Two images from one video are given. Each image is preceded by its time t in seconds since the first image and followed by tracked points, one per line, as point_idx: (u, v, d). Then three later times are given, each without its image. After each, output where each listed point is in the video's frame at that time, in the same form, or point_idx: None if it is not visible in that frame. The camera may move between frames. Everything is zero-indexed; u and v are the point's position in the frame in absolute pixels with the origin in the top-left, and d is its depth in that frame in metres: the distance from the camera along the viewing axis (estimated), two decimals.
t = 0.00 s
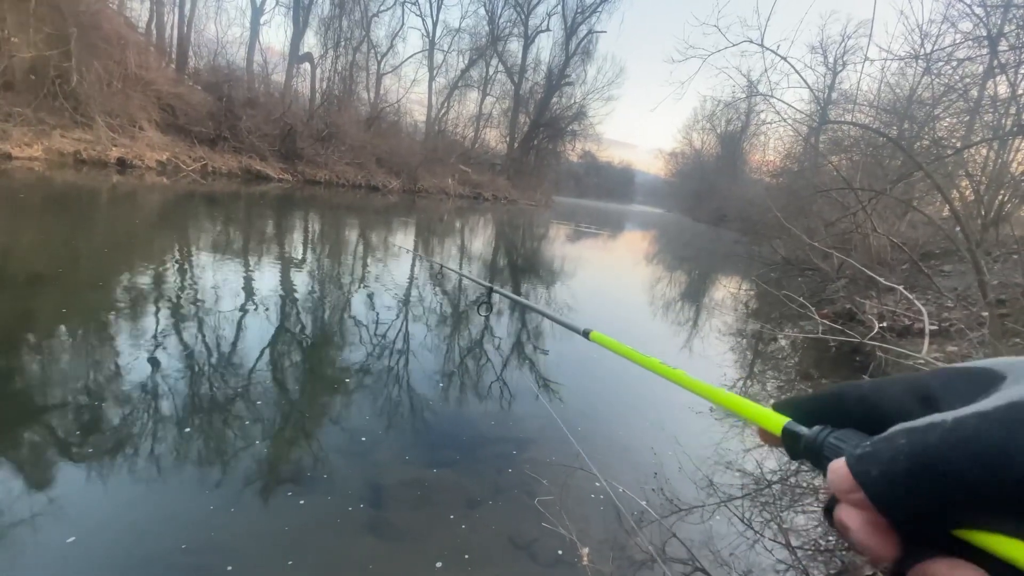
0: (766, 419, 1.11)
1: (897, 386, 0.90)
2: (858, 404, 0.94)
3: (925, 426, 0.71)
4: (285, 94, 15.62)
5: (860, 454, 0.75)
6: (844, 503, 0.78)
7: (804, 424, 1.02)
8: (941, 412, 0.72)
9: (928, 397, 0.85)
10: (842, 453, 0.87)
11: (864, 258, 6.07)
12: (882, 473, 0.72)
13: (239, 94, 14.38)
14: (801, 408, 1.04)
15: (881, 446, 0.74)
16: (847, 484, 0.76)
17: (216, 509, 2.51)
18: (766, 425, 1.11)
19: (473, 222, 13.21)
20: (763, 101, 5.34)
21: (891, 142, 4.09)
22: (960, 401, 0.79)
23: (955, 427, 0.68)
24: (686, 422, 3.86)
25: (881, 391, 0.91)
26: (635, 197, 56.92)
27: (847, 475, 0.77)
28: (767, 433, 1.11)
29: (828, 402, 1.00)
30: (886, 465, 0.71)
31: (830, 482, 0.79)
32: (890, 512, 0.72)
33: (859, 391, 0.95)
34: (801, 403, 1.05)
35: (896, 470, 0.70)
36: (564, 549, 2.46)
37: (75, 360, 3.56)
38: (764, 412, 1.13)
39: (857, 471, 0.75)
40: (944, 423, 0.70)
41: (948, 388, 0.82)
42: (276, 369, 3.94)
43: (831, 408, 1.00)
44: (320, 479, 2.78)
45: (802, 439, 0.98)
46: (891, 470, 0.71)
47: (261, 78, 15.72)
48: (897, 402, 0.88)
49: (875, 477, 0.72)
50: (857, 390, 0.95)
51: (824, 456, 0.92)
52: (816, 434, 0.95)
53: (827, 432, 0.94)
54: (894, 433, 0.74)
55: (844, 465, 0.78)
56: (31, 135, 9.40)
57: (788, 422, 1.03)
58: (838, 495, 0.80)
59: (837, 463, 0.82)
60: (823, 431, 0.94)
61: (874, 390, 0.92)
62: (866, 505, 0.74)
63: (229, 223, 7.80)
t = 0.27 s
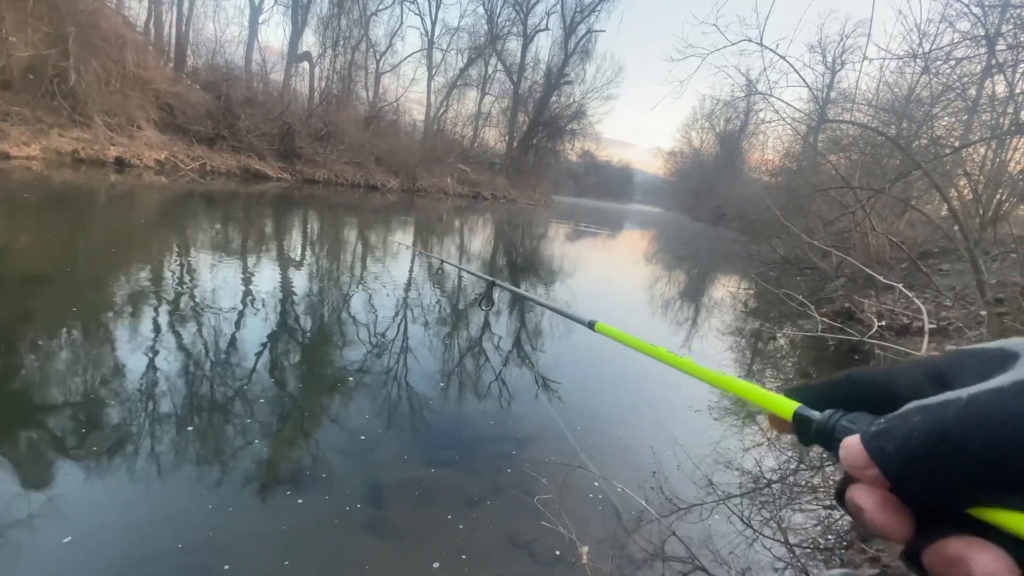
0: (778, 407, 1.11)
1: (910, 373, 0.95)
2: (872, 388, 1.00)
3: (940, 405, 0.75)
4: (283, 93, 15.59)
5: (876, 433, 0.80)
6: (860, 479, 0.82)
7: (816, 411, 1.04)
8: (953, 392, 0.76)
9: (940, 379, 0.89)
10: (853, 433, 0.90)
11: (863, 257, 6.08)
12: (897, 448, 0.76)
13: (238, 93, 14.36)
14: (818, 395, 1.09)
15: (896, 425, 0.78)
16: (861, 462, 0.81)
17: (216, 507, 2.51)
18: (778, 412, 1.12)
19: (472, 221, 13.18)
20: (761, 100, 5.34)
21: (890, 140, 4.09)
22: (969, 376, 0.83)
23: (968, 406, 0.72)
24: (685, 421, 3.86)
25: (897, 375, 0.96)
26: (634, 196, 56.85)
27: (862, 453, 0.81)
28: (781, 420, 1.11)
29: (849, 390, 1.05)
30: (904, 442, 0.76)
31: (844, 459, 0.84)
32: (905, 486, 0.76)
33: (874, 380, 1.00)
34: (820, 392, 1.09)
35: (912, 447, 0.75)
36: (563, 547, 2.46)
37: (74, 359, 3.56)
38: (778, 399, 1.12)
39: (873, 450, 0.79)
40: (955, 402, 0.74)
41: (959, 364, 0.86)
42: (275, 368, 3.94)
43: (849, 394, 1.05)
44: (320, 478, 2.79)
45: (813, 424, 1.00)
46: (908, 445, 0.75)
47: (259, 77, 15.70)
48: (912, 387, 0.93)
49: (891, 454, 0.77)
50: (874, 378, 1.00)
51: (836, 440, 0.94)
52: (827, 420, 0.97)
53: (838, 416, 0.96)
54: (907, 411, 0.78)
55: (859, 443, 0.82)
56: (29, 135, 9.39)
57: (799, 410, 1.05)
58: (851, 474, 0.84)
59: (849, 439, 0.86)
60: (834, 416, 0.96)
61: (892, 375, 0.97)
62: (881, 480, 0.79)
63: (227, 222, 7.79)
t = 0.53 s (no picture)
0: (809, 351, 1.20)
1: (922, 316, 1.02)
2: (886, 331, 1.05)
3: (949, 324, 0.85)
4: (282, 93, 15.58)
5: (890, 349, 0.89)
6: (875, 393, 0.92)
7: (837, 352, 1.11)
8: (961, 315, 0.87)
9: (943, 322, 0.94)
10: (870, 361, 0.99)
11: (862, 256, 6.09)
12: (907, 360, 0.86)
13: (236, 94, 14.34)
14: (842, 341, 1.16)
15: (909, 341, 0.88)
16: (879, 370, 0.90)
17: (214, 508, 2.51)
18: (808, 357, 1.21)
19: (471, 222, 13.17)
20: (760, 101, 5.36)
21: (888, 141, 4.09)
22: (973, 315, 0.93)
23: (974, 324, 0.82)
24: (684, 421, 3.86)
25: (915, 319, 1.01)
26: (634, 197, 56.86)
27: (880, 362, 0.90)
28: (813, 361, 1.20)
29: (866, 338, 1.10)
30: (914, 351, 0.86)
31: (862, 375, 0.93)
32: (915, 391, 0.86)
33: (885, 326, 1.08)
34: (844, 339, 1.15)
35: (917, 359, 0.85)
36: (563, 548, 2.46)
37: (72, 360, 3.55)
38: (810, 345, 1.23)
39: (887, 361, 0.89)
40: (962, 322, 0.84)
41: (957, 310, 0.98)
42: (274, 369, 3.94)
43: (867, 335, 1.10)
44: (319, 478, 2.78)
45: (835, 362, 1.07)
46: (919, 359, 0.85)
47: (258, 77, 15.68)
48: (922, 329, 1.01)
49: (899, 364, 0.87)
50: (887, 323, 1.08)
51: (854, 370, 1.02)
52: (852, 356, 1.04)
53: (858, 355, 1.02)
54: (916, 338, 0.87)
55: (877, 353, 0.92)
56: (26, 135, 9.38)
57: (824, 352, 1.12)
58: (867, 391, 0.93)
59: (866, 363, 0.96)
60: (854, 354, 1.03)
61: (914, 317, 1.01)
62: (892, 387, 0.88)
63: (227, 223, 7.78)
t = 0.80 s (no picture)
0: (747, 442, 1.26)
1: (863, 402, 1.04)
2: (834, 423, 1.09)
3: (895, 434, 0.87)
4: (281, 96, 15.59)
5: (838, 462, 0.92)
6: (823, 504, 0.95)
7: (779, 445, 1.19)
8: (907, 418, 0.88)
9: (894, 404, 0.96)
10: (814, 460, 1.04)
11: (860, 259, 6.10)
12: (857, 474, 0.88)
13: (235, 96, 14.34)
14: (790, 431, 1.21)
15: (855, 452, 0.90)
16: (827, 490, 0.93)
17: (214, 511, 2.51)
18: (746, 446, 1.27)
19: (470, 224, 13.16)
20: (759, 104, 5.38)
21: (886, 144, 4.09)
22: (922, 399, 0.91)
23: (921, 434, 0.83)
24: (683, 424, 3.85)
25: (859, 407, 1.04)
26: (633, 199, 56.87)
27: (825, 483, 0.93)
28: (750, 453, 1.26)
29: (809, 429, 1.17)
30: (862, 471, 0.87)
31: (810, 485, 0.97)
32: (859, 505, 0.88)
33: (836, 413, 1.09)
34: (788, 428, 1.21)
35: (871, 476, 0.86)
36: (562, 551, 2.46)
37: (70, 363, 3.54)
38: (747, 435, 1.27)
39: (837, 477, 0.91)
40: (914, 427, 0.85)
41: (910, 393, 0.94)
42: (273, 372, 3.94)
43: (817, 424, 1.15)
44: (319, 481, 2.78)
45: (779, 456, 1.14)
46: (866, 473, 0.87)
47: (257, 80, 15.68)
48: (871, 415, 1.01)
49: (851, 479, 0.89)
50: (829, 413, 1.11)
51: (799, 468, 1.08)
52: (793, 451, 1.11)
53: (802, 449, 1.10)
54: (868, 445, 0.89)
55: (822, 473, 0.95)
56: (25, 137, 9.38)
57: (764, 446, 1.20)
58: (822, 506, 0.96)
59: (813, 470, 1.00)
60: (799, 449, 1.10)
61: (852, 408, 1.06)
62: (844, 506, 0.91)
63: (225, 225, 7.77)
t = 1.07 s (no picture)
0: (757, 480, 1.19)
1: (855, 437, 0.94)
2: (819, 451, 1.00)
3: (884, 476, 0.76)
4: (279, 100, 15.60)
5: (830, 506, 0.80)
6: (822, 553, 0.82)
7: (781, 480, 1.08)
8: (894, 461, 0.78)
9: (884, 443, 0.87)
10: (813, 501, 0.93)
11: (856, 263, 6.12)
12: (847, 521, 0.77)
13: (233, 100, 14.34)
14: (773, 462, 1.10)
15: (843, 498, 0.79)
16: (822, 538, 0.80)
17: (207, 518, 2.48)
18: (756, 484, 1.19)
19: (469, 228, 13.17)
20: (755, 108, 5.41)
21: (882, 148, 4.09)
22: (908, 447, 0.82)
23: (906, 479, 0.73)
24: (682, 428, 3.85)
25: (846, 443, 0.94)
26: (630, 204, 57.04)
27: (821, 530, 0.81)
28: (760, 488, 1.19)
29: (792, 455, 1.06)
30: (851, 518, 0.76)
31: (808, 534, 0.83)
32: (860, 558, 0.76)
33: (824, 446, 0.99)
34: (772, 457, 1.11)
35: (861, 522, 0.75)
36: (561, 556, 2.44)
37: (64, 368, 3.52)
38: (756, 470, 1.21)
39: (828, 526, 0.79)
40: (895, 474, 0.75)
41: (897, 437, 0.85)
42: (270, 376, 3.92)
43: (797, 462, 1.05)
44: (315, 487, 2.76)
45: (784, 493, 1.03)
46: (856, 519, 0.76)
47: (255, 84, 15.70)
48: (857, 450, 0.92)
49: (843, 526, 0.77)
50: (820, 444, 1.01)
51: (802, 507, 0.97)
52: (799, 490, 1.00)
53: (803, 487, 0.99)
54: (856, 489, 0.79)
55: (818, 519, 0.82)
56: (21, 141, 9.35)
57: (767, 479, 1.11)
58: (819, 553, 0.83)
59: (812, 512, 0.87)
60: (800, 486, 0.99)
61: (841, 440, 0.96)
62: (841, 555, 0.78)
63: (223, 229, 7.76)
